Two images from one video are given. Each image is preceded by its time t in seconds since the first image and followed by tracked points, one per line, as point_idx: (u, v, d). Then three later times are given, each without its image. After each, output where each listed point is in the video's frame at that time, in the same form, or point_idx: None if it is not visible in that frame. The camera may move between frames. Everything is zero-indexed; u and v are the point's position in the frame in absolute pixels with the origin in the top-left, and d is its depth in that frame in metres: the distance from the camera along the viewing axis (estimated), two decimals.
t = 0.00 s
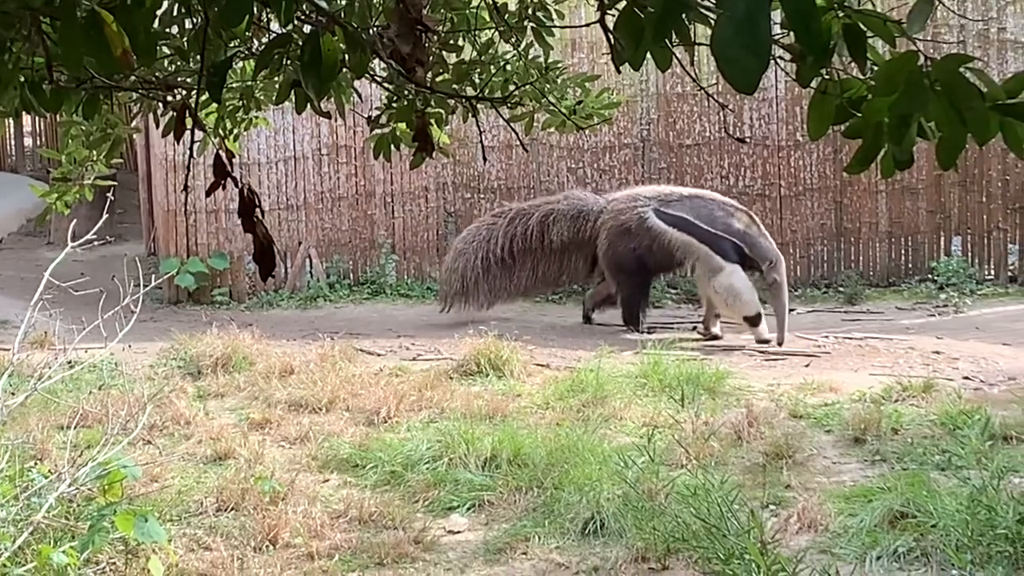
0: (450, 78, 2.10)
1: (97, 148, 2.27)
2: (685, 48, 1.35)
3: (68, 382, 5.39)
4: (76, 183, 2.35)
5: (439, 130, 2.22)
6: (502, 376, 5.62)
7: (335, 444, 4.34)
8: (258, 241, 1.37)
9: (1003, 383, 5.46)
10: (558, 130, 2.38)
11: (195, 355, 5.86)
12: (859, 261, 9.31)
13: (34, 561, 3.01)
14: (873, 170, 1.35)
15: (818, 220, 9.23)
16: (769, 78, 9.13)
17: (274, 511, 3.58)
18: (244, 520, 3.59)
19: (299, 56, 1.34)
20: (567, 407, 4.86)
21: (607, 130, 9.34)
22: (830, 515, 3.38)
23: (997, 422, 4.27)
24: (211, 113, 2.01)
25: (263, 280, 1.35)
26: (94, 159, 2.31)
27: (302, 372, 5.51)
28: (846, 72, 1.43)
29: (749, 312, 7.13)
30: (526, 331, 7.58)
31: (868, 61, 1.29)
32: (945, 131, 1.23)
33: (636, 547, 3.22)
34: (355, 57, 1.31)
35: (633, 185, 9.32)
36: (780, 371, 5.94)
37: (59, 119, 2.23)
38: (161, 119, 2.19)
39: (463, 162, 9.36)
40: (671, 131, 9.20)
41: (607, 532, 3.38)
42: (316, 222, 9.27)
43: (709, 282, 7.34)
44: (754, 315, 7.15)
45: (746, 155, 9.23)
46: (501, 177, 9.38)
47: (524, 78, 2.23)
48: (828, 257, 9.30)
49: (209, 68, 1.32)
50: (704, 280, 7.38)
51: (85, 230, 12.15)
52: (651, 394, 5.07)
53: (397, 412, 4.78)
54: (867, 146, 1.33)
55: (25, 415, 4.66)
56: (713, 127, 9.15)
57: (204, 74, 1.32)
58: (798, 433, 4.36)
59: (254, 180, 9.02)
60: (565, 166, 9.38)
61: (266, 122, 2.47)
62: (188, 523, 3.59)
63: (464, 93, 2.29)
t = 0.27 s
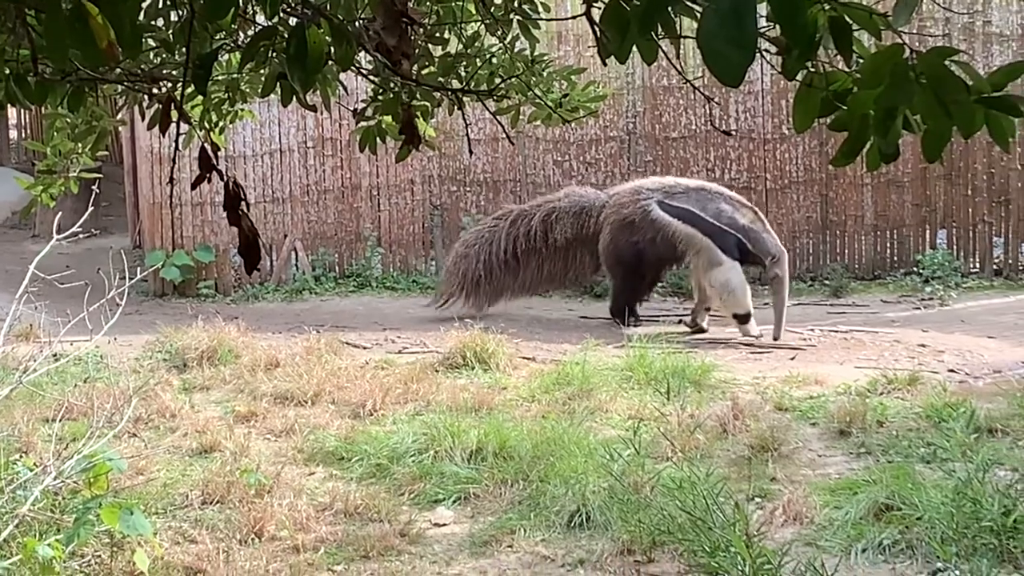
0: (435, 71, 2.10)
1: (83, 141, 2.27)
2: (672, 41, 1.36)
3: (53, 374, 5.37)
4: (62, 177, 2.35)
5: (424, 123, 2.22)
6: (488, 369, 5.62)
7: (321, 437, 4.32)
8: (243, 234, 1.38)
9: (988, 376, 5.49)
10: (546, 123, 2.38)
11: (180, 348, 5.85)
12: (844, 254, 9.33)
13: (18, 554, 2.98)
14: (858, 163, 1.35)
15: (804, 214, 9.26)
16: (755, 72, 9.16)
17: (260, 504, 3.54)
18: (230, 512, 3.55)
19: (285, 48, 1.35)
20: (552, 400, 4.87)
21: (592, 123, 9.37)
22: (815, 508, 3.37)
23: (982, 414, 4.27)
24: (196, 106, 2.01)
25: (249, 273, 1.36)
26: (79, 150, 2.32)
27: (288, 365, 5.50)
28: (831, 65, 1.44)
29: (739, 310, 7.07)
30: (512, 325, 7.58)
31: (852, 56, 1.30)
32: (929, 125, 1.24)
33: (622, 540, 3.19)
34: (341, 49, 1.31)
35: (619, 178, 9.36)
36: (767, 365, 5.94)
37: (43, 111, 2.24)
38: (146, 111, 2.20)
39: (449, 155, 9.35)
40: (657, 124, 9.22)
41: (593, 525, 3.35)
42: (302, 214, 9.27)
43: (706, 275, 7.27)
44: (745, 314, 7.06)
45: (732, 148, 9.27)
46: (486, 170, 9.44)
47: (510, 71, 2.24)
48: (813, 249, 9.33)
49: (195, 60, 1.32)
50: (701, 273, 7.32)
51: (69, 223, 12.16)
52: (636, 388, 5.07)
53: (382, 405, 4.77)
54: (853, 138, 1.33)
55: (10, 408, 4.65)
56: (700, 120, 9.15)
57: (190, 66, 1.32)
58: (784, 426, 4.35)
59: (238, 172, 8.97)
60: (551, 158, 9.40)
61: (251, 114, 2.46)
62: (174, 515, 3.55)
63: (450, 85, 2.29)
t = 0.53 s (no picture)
0: (421, 66, 2.09)
1: (68, 135, 2.29)
2: (658, 37, 1.36)
3: (38, 370, 5.36)
4: (48, 172, 2.36)
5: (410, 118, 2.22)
6: (475, 365, 5.62)
7: (307, 432, 4.30)
8: (229, 230, 1.38)
9: (974, 370, 5.50)
10: (532, 117, 2.42)
11: (166, 343, 5.84)
12: (830, 249, 9.42)
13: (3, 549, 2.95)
14: (844, 158, 1.35)
15: (790, 209, 9.37)
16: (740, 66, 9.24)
17: (246, 500, 3.50)
18: (216, 507, 3.52)
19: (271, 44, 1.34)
20: (539, 395, 4.86)
21: (579, 118, 9.45)
22: (801, 503, 3.34)
23: (968, 410, 4.27)
24: (183, 101, 2.01)
25: (234, 269, 1.36)
26: (65, 146, 2.33)
27: (274, 361, 5.49)
28: (818, 60, 1.44)
29: (728, 305, 7.06)
30: (499, 321, 7.59)
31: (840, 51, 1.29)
32: (915, 120, 1.24)
33: (608, 535, 3.16)
34: (327, 44, 1.31)
35: (606, 173, 9.48)
36: (754, 360, 5.94)
37: (30, 106, 2.24)
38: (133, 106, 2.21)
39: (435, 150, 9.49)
40: (643, 119, 9.33)
41: (579, 520, 3.32)
42: (288, 209, 9.33)
43: (703, 268, 7.24)
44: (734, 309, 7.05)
45: (718, 143, 9.36)
46: (472, 165, 9.54)
47: (496, 66, 2.23)
48: (800, 244, 9.42)
49: (181, 55, 1.32)
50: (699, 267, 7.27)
51: (55, 219, 12.21)
52: (623, 383, 5.07)
53: (369, 401, 4.76)
54: (839, 132, 1.33)
55: None
56: (686, 115, 9.24)
57: (176, 61, 1.31)
58: (770, 421, 4.34)
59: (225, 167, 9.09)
60: (537, 153, 9.51)
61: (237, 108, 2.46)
62: (160, 511, 3.52)
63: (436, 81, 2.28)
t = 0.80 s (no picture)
0: (406, 63, 2.10)
1: (52, 132, 2.26)
2: (642, 34, 1.35)
3: (22, 368, 5.36)
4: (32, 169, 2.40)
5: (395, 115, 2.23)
6: (459, 362, 5.63)
7: (292, 430, 4.30)
8: (214, 228, 1.38)
9: (958, 368, 5.51)
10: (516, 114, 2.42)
11: (151, 341, 5.85)
12: (815, 246, 9.50)
13: None
14: (828, 155, 1.35)
15: (775, 206, 9.45)
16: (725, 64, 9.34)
17: (230, 498, 3.49)
18: (200, 505, 3.51)
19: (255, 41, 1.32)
20: (524, 392, 4.86)
21: (564, 116, 9.56)
22: (786, 500, 3.34)
23: (952, 407, 4.27)
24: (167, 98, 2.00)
25: (219, 266, 1.36)
26: (49, 142, 2.35)
27: (259, 358, 5.49)
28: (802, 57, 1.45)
29: (715, 302, 7.04)
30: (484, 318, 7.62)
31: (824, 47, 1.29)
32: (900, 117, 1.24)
33: (592, 533, 3.14)
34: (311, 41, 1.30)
35: (592, 171, 9.60)
36: (738, 357, 5.95)
37: (13, 104, 2.23)
38: (117, 104, 2.22)
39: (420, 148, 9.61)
40: (628, 117, 9.46)
41: (564, 517, 3.30)
42: (273, 207, 9.43)
43: (698, 265, 7.19)
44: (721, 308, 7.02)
45: (703, 140, 9.47)
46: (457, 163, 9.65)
47: (481, 63, 2.25)
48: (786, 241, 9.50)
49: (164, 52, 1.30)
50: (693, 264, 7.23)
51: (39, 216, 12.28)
52: (607, 380, 5.09)
53: (354, 398, 4.75)
54: (824, 129, 1.33)
55: None
56: (670, 112, 9.40)
57: (159, 58, 1.30)
58: (754, 418, 4.34)
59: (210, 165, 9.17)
60: (522, 151, 9.61)
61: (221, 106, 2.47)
62: (144, 509, 3.51)
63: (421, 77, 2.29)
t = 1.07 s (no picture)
0: (389, 63, 2.12)
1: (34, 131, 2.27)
2: (624, 33, 1.35)
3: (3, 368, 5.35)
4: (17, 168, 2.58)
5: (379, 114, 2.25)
6: (442, 362, 5.63)
7: (275, 429, 4.30)
8: (196, 226, 1.38)
9: (940, 367, 5.52)
10: (500, 113, 2.43)
11: (133, 341, 5.85)
12: (796, 245, 9.57)
13: None
14: (809, 155, 1.35)
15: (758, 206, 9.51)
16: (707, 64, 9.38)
17: (213, 497, 3.47)
18: (183, 505, 3.50)
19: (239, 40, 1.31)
20: (507, 392, 4.86)
21: (546, 115, 9.64)
22: (769, 499, 3.34)
23: (934, 406, 4.27)
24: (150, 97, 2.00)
25: (202, 265, 1.35)
26: (30, 142, 2.42)
27: (242, 358, 5.48)
28: (783, 57, 1.46)
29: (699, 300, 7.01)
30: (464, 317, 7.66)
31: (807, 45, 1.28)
32: (880, 114, 1.24)
33: (575, 532, 3.14)
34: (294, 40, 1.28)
35: (573, 170, 9.66)
36: (721, 356, 5.95)
37: None
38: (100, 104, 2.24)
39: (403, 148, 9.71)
40: (611, 116, 9.54)
41: (547, 517, 3.29)
42: (256, 207, 9.59)
43: (688, 263, 7.18)
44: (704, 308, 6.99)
45: (686, 140, 9.53)
46: (439, 163, 9.74)
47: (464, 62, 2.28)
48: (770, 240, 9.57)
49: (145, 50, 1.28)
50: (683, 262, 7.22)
51: (21, 216, 12.35)
52: (590, 379, 5.09)
53: (337, 397, 4.74)
54: (806, 129, 1.33)
55: None
56: (653, 112, 9.47)
57: (141, 57, 1.28)
58: (737, 418, 4.34)
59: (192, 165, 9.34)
60: (504, 150, 9.68)
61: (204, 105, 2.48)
62: (126, 509, 3.50)
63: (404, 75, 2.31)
